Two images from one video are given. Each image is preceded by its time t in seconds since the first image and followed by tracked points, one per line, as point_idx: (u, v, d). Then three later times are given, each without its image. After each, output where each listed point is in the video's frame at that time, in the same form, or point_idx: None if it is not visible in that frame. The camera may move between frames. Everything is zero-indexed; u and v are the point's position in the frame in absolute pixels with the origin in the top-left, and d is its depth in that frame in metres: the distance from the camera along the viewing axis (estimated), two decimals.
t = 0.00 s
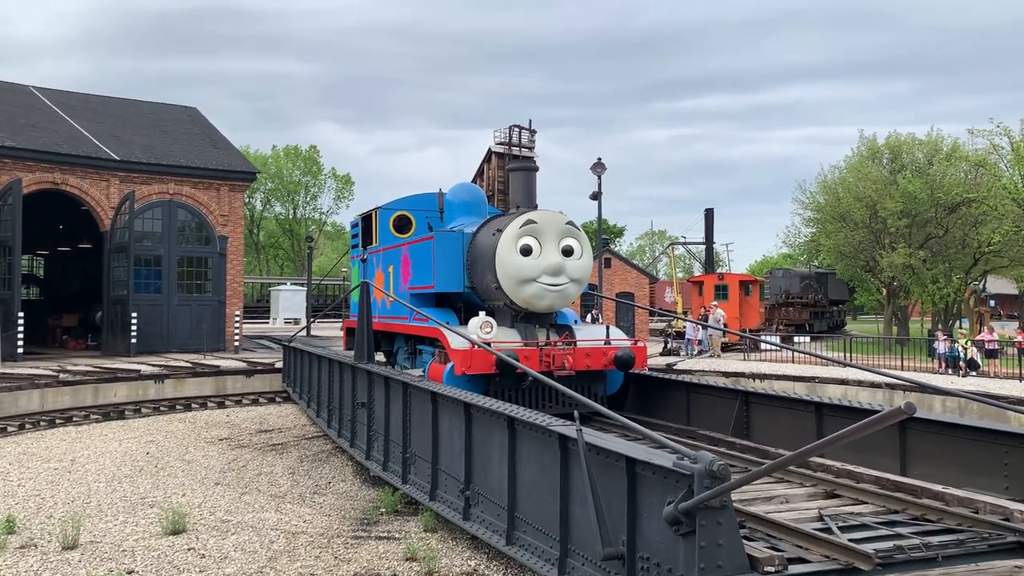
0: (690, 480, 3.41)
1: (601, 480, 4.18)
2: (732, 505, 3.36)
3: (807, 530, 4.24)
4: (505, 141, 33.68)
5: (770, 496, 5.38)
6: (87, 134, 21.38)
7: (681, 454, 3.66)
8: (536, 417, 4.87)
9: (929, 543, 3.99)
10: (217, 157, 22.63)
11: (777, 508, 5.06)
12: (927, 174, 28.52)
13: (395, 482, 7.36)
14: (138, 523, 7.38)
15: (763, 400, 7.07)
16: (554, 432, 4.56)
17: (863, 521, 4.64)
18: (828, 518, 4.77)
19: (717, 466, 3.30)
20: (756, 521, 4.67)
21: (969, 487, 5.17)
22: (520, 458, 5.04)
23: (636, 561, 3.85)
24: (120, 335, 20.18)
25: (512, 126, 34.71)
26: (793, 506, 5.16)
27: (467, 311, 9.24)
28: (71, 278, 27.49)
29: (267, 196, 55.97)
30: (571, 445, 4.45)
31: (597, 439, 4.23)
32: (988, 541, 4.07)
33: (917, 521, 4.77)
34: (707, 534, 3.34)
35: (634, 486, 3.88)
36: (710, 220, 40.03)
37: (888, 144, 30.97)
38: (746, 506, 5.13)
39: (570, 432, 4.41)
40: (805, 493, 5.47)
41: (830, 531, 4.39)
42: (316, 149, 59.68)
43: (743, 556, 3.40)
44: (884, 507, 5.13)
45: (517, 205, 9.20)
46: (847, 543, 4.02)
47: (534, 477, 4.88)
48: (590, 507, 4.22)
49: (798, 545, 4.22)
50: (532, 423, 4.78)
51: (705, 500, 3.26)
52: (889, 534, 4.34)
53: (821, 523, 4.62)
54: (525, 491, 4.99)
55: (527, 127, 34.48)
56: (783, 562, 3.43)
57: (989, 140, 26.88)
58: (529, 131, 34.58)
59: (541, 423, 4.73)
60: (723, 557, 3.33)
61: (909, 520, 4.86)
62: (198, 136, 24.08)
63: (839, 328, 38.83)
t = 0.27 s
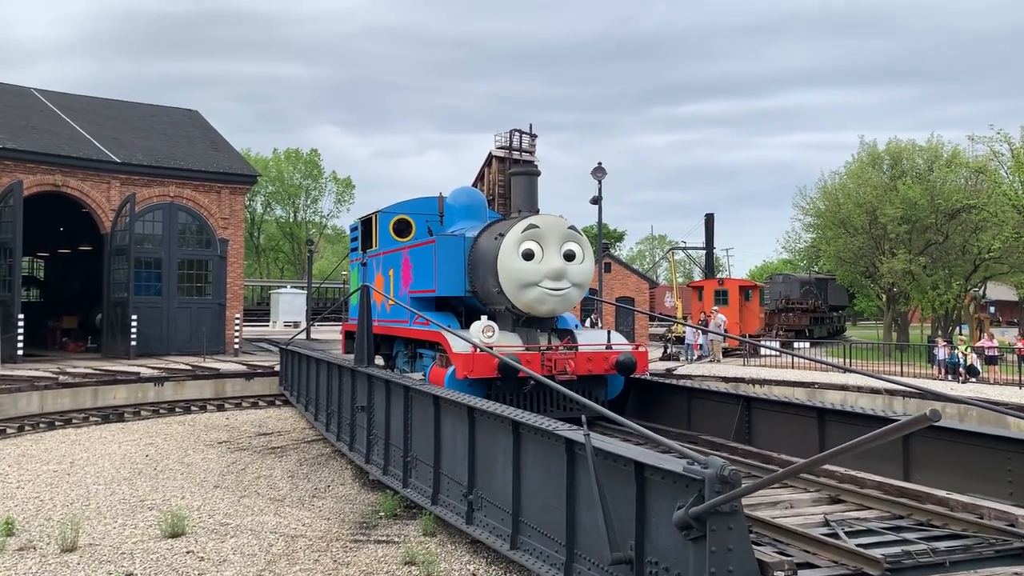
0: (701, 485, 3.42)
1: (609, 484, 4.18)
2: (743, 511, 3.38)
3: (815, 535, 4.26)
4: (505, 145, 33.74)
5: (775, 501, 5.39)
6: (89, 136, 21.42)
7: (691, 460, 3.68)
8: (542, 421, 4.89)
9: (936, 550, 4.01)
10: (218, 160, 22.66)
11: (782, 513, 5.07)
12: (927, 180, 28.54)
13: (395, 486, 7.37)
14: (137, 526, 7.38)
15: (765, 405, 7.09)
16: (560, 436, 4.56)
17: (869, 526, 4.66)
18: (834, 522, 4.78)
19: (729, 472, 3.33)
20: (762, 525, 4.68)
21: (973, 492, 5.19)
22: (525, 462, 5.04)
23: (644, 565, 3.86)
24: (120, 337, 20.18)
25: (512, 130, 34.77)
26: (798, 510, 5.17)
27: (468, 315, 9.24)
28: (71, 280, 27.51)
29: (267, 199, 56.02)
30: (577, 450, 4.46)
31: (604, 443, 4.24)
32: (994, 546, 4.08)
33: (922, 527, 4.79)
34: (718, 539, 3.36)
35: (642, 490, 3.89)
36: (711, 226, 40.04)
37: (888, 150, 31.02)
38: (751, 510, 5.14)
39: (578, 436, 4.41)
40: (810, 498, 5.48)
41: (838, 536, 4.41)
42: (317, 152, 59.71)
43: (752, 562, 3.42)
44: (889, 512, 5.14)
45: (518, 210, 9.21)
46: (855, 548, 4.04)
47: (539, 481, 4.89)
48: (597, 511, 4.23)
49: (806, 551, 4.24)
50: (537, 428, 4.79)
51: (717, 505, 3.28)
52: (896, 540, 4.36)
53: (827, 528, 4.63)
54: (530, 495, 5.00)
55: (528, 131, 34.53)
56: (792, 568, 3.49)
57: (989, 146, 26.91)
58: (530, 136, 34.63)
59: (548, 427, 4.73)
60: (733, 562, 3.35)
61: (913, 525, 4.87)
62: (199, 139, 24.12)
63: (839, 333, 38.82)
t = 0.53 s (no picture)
0: (711, 488, 3.41)
1: (616, 487, 4.17)
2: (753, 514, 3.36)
3: (824, 540, 4.29)
4: (505, 148, 33.79)
5: (779, 505, 5.41)
6: (89, 137, 21.43)
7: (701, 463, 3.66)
8: (547, 424, 4.89)
9: (943, 554, 4.03)
10: (219, 162, 22.67)
11: (787, 517, 5.09)
12: (926, 186, 28.57)
13: (394, 489, 7.36)
14: (135, 527, 7.37)
15: (767, 409, 7.09)
16: (567, 439, 4.56)
17: (875, 530, 4.68)
18: (839, 527, 4.80)
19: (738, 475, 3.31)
20: (769, 529, 4.71)
21: (976, 497, 5.17)
22: (529, 465, 5.05)
23: (652, 568, 3.86)
24: (119, 338, 20.17)
25: (513, 133, 34.81)
26: (802, 515, 5.19)
27: (469, 317, 9.25)
28: (71, 281, 27.50)
29: (267, 200, 56.05)
30: (583, 453, 4.46)
31: (612, 446, 4.23)
32: (1000, 551, 4.10)
33: (927, 531, 4.81)
34: (727, 542, 3.33)
35: (650, 494, 3.89)
36: (710, 229, 40.08)
37: (888, 155, 31.08)
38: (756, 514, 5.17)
39: (585, 440, 4.41)
40: (814, 502, 5.50)
41: (844, 540, 4.43)
42: (317, 154, 59.76)
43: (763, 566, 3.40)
44: (893, 517, 5.15)
45: (519, 212, 9.21)
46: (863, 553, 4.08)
47: (543, 485, 4.89)
48: (603, 514, 4.23)
49: (815, 555, 4.27)
50: (542, 431, 4.80)
51: (725, 509, 3.26)
52: (902, 544, 4.39)
53: (832, 532, 4.66)
54: (534, 498, 5.00)
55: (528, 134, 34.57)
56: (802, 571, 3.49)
57: (989, 152, 26.94)
58: (530, 138, 34.67)
59: (554, 430, 4.73)
60: (743, 565, 3.33)
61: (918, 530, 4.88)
62: (199, 140, 24.13)
63: (838, 338, 38.82)
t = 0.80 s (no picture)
0: (718, 491, 3.42)
1: (621, 489, 4.17)
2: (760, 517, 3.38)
3: (828, 542, 4.29)
4: (503, 150, 33.82)
5: (781, 507, 5.41)
6: (87, 136, 21.41)
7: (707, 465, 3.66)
8: (549, 425, 4.89)
9: (947, 557, 4.03)
10: (217, 162, 22.65)
11: (789, 519, 5.09)
12: (924, 189, 28.62)
13: (392, 490, 7.35)
14: (131, 527, 7.35)
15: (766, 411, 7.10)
16: (570, 441, 4.56)
17: (878, 533, 4.68)
18: (841, 529, 4.80)
19: (746, 478, 3.32)
20: (771, 532, 4.71)
21: (976, 499, 5.21)
22: (531, 467, 5.04)
23: (657, 570, 3.86)
24: (116, 338, 20.14)
25: (511, 135, 34.84)
26: (804, 517, 5.20)
27: (467, 319, 9.26)
28: (67, 280, 27.45)
29: (265, 200, 56.03)
30: (587, 455, 4.46)
31: (617, 449, 4.24)
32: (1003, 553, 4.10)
33: (929, 534, 4.81)
34: (735, 545, 3.35)
35: (655, 497, 3.89)
36: (708, 232, 40.12)
37: (885, 158, 31.17)
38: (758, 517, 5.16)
39: (589, 442, 4.41)
40: (815, 505, 5.51)
41: (848, 542, 4.44)
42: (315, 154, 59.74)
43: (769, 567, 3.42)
44: (894, 520, 5.16)
45: (519, 214, 9.21)
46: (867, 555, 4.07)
47: (546, 486, 4.89)
48: (608, 516, 4.22)
49: (819, 558, 4.26)
50: (545, 432, 4.80)
51: (734, 512, 3.28)
52: (905, 547, 4.38)
53: (835, 535, 4.66)
54: (536, 499, 5.00)
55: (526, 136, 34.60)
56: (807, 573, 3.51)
57: (986, 155, 27.00)
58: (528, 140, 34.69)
59: (557, 432, 4.73)
60: (750, 568, 3.35)
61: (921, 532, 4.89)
62: (198, 140, 24.11)
63: (835, 341, 38.87)
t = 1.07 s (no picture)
0: (726, 492, 3.43)
1: (625, 491, 4.18)
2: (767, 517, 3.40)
3: (833, 542, 4.30)
4: (500, 150, 33.82)
5: (781, 507, 5.42)
6: (82, 136, 21.35)
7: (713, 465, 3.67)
8: (551, 426, 4.90)
9: (951, 557, 4.05)
10: (213, 162, 22.62)
11: (791, 519, 5.11)
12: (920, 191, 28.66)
13: (390, 489, 7.35)
14: (127, 527, 7.34)
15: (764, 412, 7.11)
16: (576, 443, 4.56)
17: (881, 533, 4.70)
18: (843, 529, 4.82)
19: (754, 478, 3.33)
20: (774, 532, 4.72)
21: (976, 499, 5.24)
22: (533, 466, 5.05)
23: (663, 570, 3.86)
24: (112, 338, 20.10)
25: (508, 135, 34.86)
26: (806, 517, 5.20)
27: (465, 319, 9.27)
28: (63, 280, 27.39)
29: (262, 201, 55.96)
30: (591, 456, 4.47)
31: (622, 449, 4.25)
32: (1005, 552, 4.13)
33: (930, 534, 4.84)
34: (742, 545, 3.37)
35: (661, 497, 3.90)
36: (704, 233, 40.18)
37: (881, 160, 31.26)
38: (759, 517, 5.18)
39: (594, 443, 4.41)
40: (816, 505, 5.53)
41: (852, 542, 4.45)
42: (312, 155, 59.68)
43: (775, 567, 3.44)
44: (894, 520, 5.18)
45: (517, 215, 9.21)
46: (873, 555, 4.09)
47: (547, 487, 4.90)
48: (613, 518, 4.23)
49: (824, 558, 4.27)
50: (548, 433, 4.80)
51: (742, 512, 3.29)
52: (909, 547, 4.40)
53: (838, 535, 4.67)
54: (538, 499, 5.01)
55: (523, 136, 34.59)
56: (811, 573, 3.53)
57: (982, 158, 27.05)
58: (525, 141, 34.68)
59: (560, 433, 4.74)
60: (756, 568, 3.37)
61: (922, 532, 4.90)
62: (194, 140, 24.08)
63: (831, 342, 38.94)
